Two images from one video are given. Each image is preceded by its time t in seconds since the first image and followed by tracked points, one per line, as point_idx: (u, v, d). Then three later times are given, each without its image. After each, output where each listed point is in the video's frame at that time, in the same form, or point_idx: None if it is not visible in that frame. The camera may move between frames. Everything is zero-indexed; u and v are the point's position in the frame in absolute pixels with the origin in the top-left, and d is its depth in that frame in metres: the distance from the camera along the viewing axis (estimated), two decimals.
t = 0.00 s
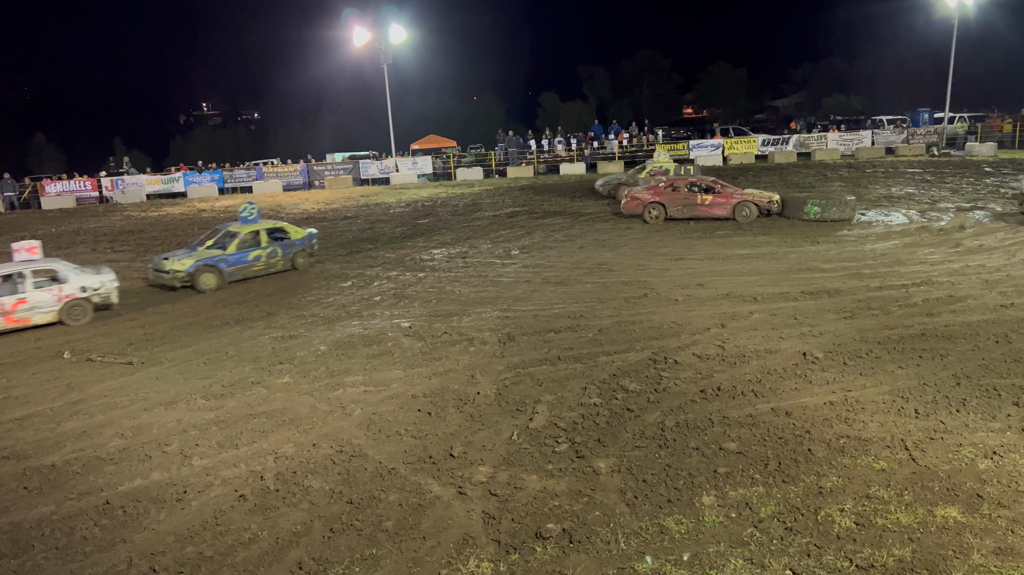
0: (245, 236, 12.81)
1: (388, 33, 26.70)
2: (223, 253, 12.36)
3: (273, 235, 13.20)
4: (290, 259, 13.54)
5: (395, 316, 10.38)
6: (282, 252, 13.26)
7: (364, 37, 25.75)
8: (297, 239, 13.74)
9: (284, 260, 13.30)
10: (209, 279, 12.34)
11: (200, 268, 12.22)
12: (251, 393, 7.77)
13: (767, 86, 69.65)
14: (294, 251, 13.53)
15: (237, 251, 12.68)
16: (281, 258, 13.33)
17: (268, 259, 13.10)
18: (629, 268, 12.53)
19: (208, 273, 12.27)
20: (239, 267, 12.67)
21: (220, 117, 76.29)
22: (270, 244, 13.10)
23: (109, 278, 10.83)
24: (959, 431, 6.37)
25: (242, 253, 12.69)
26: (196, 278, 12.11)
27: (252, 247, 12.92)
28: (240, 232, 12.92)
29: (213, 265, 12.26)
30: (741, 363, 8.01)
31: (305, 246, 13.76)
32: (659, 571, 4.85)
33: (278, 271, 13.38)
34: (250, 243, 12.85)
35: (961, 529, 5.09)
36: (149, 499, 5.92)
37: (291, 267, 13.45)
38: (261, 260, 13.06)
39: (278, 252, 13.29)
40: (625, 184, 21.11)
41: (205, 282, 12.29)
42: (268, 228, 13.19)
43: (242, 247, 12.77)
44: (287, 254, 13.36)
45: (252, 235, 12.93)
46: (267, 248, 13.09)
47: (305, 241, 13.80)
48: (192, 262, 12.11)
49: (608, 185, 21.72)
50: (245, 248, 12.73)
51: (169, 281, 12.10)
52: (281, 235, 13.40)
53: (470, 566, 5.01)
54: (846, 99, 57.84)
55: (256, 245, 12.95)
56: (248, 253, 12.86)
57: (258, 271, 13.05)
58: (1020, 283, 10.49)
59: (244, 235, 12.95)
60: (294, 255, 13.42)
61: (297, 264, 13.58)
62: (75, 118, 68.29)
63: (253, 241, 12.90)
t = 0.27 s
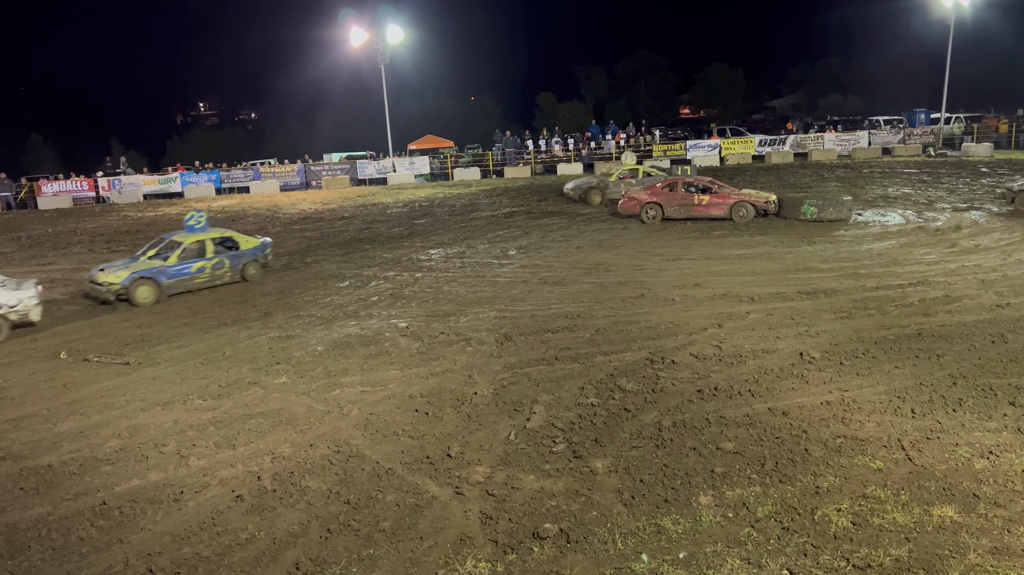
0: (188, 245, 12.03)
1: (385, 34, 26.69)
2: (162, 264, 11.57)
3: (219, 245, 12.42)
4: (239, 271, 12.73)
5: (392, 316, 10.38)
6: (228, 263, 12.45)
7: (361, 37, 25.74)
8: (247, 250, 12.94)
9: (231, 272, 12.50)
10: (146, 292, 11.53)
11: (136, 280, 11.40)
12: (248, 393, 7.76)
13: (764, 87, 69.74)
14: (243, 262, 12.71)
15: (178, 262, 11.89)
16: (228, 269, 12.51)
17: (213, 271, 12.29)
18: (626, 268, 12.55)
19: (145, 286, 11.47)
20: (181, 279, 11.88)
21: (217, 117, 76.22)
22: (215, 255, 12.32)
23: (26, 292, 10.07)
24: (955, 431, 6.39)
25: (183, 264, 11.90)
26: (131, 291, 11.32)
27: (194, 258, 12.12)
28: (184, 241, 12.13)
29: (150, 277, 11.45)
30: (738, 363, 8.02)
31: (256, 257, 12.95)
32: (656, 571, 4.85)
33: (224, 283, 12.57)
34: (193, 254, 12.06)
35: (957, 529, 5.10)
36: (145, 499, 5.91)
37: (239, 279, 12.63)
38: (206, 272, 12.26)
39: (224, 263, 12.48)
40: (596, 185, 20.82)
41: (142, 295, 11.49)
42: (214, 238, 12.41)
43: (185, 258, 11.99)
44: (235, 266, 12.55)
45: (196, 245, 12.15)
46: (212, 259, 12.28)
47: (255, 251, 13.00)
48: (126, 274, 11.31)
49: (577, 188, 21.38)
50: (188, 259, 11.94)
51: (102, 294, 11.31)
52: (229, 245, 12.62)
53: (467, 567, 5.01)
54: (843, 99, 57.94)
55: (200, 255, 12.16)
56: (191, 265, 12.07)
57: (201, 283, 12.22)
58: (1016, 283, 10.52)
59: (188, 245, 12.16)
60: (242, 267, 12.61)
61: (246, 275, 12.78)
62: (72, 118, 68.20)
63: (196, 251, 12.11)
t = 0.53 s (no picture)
0: (125, 257, 11.23)
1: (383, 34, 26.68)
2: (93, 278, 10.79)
3: (160, 257, 11.63)
4: (181, 284, 11.96)
5: (391, 316, 10.38)
6: (168, 276, 11.68)
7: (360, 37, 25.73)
8: (191, 261, 12.18)
9: (171, 286, 11.75)
10: (74, 307, 10.78)
11: (63, 294, 10.64)
12: (246, 393, 7.76)
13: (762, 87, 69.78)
14: (185, 275, 11.96)
15: (112, 275, 11.10)
16: (169, 283, 11.75)
17: (151, 284, 11.53)
18: (625, 268, 12.56)
19: (73, 301, 10.70)
20: (115, 294, 11.11)
21: (216, 117, 76.15)
22: (155, 268, 11.54)
23: None
24: (953, 431, 6.40)
25: (119, 277, 11.12)
26: (57, 306, 10.57)
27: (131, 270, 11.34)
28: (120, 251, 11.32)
29: (79, 291, 10.68)
30: (736, 363, 8.02)
31: (200, 269, 12.20)
32: (654, 571, 4.85)
33: (164, 296, 11.81)
34: (130, 266, 11.27)
35: (956, 529, 5.11)
36: (144, 499, 5.91)
37: (181, 292, 11.89)
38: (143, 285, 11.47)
39: (165, 276, 11.70)
40: (570, 189, 20.58)
41: (70, 310, 10.73)
42: (155, 249, 11.62)
43: (120, 270, 11.19)
44: (176, 279, 11.80)
45: (135, 257, 11.36)
46: (150, 272, 11.51)
47: (200, 263, 12.25)
48: (53, 288, 10.54)
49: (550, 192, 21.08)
50: (123, 272, 11.16)
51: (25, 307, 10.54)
52: (171, 257, 11.85)
53: (466, 567, 5.01)
54: (841, 100, 57.97)
55: (138, 268, 11.36)
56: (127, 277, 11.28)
57: (138, 297, 11.47)
58: (1014, 283, 10.54)
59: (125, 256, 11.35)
60: (185, 280, 11.87)
61: (189, 289, 12.02)
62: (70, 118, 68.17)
63: (135, 263, 11.32)
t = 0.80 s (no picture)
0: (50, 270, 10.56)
1: (383, 34, 26.69)
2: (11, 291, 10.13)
3: (90, 269, 10.93)
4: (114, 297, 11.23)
5: (391, 316, 10.38)
6: (99, 289, 10.99)
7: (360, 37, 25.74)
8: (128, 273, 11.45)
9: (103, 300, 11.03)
10: None
11: None
12: (246, 393, 7.76)
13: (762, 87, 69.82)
14: (120, 288, 11.26)
15: (35, 288, 10.44)
16: (100, 296, 11.06)
17: (80, 298, 10.83)
18: (625, 268, 12.57)
19: None
20: (38, 308, 10.44)
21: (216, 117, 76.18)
22: (84, 280, 10.83)
23: None
24: (953, 431, 6.40)
25: (42, 291, 10.45)
26: None
27: (57, 284, 10.65)
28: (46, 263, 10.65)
29: None
30: (736, 363, 8.03)
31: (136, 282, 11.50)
32: (654, 571, 4.85)
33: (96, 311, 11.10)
34: (55, 279, 10.59)
35: (955, 529, 5.11)
36: (143, 499, 5.91)
37: (114, 307, 11.18)
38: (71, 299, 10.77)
39: (95, 289, 10.98)
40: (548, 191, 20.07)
41: None
42: (85, 261, 10.92)
43: (44, 283, 10.52)
44: (108, 292, 11.08)
45: (62, 269, 10.68)
46: (79, 286, 10.81)
47: (136, 275, 11.55)
48: None
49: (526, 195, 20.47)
50: (46, 285, 10.48)
51: None
52: (104, 269, 11.14)
53: (466, 567, 5.01)
54: (841, 100, 57.99)
55: (64, 280, 10.67)
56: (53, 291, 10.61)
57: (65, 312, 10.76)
58: (1013, 284, 10.56)
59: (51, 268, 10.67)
60: (118, 294, 11.16)
61: (123, 302, 11.29)
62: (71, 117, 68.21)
63: (61, 276, 10.64)
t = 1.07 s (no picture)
0: None
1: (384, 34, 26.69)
2: None
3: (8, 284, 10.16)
4: (38, 312, 10.48)
5: (392, 316, 10.38)
6: (19, 305, 10.26)
7: (361, 37, 25.74)
8: (56, 286, 10.64)
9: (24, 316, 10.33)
10: None
11: None
12: (247, 393, 7.77)
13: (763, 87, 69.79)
14: (44, 303, 10.48)
15: None
16: (21, 312, 10.33)
17: None
18: (626, 268, 12.57)
19: None
20: None
21: (217, 117, 76.26)
22: None
23: None
24: (954, 432, 6.40)
25: None
26: None
27: None
28: None
29: None
30: (736, 363, 8.03)
31: (63, 296, 10.67)
32: (655, 571, 4.85)
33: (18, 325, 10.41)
34: None
35: (956, 529, 5.10)
36: (144, 499, 5.91)
37: (37, 323, 10.44)
38: None
39: (15, 304, 10.26)
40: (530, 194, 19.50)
41: None
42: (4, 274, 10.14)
43: None
44: (29, 308, 10.33)
45: None
46: None
47: (64, 289, 10.71)
48: None
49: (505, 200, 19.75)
50: None
51: None
52: (27, 282, 10.35)
53: (467, 567, 5.00)
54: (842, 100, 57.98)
55: None
56: None
57: None
58: (1014, 284, 10.56)
59: None
60: (41, 310, 10.40)
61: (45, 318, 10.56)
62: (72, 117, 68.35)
63: None
